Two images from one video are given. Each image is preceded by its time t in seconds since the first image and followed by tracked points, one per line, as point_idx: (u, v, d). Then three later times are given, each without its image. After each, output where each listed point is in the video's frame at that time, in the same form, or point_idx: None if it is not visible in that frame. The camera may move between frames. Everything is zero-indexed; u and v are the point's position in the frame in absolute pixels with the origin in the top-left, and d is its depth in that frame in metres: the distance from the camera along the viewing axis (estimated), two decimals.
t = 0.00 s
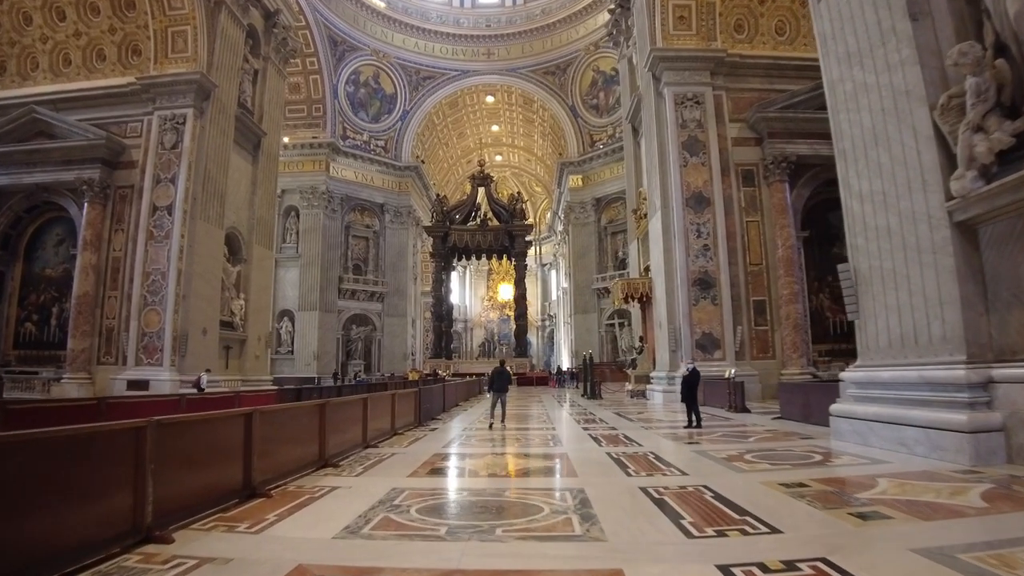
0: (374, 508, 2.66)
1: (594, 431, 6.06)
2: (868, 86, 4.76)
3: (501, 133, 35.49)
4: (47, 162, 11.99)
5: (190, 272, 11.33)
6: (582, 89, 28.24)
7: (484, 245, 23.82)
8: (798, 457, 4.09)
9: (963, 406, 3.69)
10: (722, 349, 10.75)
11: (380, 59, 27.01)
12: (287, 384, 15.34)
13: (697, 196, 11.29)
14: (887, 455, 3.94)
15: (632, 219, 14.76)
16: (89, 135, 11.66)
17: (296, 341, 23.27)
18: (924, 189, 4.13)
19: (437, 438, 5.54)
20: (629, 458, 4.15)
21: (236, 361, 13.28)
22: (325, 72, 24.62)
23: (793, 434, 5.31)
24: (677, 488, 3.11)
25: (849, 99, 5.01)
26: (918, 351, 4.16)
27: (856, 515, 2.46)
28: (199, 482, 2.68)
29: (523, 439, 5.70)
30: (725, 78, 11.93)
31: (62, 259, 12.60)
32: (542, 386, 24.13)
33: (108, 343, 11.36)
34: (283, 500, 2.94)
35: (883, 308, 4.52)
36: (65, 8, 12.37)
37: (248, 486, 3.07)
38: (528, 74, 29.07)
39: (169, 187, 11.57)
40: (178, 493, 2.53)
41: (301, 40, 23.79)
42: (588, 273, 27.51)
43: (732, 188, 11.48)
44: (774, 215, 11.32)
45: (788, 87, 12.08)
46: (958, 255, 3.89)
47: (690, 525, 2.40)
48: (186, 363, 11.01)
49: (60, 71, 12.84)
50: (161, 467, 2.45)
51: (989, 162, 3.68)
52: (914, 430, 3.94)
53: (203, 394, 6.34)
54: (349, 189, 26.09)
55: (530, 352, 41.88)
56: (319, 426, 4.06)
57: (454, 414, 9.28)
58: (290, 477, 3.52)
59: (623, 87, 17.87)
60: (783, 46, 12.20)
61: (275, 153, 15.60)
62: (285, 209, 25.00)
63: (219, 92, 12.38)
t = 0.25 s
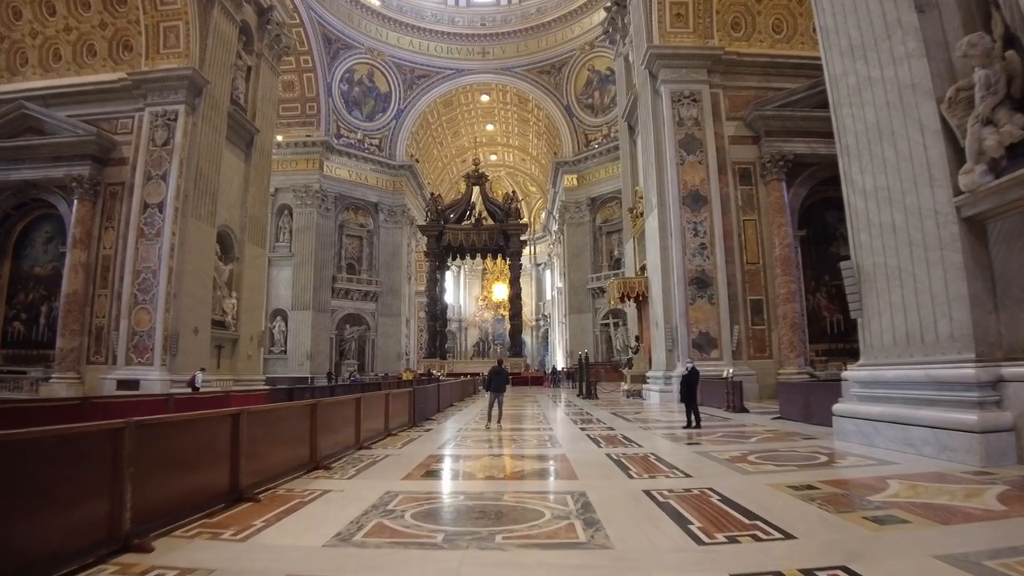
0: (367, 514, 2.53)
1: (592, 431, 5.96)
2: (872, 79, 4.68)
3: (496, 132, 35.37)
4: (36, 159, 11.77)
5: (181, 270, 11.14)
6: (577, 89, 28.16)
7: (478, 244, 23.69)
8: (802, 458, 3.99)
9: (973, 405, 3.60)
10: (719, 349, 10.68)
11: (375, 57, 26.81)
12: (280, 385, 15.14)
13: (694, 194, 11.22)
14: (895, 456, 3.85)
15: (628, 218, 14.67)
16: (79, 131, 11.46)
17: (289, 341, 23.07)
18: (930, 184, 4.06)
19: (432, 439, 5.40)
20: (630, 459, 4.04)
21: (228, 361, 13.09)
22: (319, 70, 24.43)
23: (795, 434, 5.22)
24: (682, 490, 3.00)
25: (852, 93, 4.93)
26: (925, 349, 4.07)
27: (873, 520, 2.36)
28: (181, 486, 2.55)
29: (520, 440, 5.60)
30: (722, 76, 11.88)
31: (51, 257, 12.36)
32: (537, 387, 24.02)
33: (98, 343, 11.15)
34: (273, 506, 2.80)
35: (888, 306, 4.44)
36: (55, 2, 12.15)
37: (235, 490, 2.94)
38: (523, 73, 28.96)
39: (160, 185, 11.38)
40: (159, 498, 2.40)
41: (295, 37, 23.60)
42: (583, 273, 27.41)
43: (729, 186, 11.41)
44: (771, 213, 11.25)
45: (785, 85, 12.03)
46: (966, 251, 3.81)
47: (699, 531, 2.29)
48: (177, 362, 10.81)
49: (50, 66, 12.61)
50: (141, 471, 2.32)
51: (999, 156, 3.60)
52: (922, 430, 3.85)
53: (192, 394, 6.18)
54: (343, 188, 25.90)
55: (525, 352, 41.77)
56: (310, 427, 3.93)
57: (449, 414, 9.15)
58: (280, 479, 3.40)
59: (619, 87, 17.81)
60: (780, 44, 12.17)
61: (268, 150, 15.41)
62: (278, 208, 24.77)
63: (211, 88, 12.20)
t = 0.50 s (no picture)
0: (359, 524, 2.40)
1: (590, 434, 5.84)
2: (876, 76, 4.60)
3: (490, 132, 35.25)
4: (23, 156, 11.52)
5: (171, 270, 10.93)
6: (571, 89, 28.09)
7: (472, 244, 23.55)
8: (808, 462, 3.89)
9: (983, 407, 3.52)
10: (715, 350, 10.59)
11: (368, 56, 26.62)
12: (271, 386, 14.93)
13: (690, 194, 11.14)
14: (902, 460, 3.76)
15: (623, 218, 14.59)
16: (67, 128, 11.22)
17: (281, 342, 22.84)
18: (937, 181, 3.98)
19: (426, 442, 5.27)
20: (630, 464, 3.92)
21: (219, 362, 12.88)
22: (312, 69, 24.21)
23: (797, 436, 5.13)
24: (688, 498, 2.89)
25: (855, 90, 4.85)
26: (931, 350, 4.00)
27: (891, 530, 2.25)
28: (163, 495, 2.41)
29: (516, 443, 5.47)
30: (718, 76, 11.84)
31: (38, 256, 12.10)
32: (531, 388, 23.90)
33: (86, 344, 10.92)
34: (261, 515, 2.67)
35: (893, 306, 4.36)
36: None
37: (219, 499, 2.80)
38: (517, 73, 28.86)
39: (150, 183, 11.17)
40: (138, 509, 2.26)
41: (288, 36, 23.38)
42: (577, 273, 27.33)
43: (726, 186, 11.35)
44: (768, 214, 11.21)
45: (780, 85, 12.02)
46: (974, 250, 3.73)
47: (709, 542, 2.18)
48: (167, 364, 10.61)
49: (38, 62, 12.37)
50: (119, 480, 2.18)
51: (1009, 153, 3.52)
52: (929, 433, 3.77)
53: (179, 397, 6.01)
54: (336, 188, 25.67)
55: (518, 352, 41.65)
56: (300, 431, 3.79)
57: (443, 416, 9.01)
58: (268, 487, 3.26)
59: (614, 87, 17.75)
60: (776, 44, 12.14)
61: (260, 149, 15.21)
62: (270, 208, 24.52)
63: (202, 85, 12.00)
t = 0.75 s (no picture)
0: (354, 531, 2.27)
1: (588, 434, 5.72)
2: (882, 70, 4.52)
3: (484, 132, 35.12)
4: (11, 152, 11.29)
5: (162, 268, 10.73)
6: (566, 88, 28.01)
7: (467, 244, 23.40)
8: (816, 463, 3.78)
9: (995, 406, 3.44)
10: (713, 349, 10.51)
11: (362, 55, 26.42)
12: (263, 386, 14.74)
13: (687, 193, 11.05)
14: (912, 461, 3.67)
15: (619, 217, 14.51)
16: (55, 124, 11.00)
17: (273, 342, 22.61)
18: (946, 176, 3.91)
19: (421, 443, 5.15)
20: (633, 465, 3.80)
21: (211, 362, 12.70)
22: (305, 67, 23.99)
23: (800, 437, 5.05)
24: (697, 500, 2.78)
25: (860, 84, 4.78)
26: (939, 348, 3.92)
27: (913, 535, 2.15)
28: (144, 499, 2.27)
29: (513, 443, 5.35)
30: (715, 74, 11.79)
31: (27, 254, 11.86)
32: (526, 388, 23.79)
33: (75, 343, 10.70)
34: (250, 521, 2.53)
35: (901, 303, 4.28)
36: None
37: (206, 502, 2.66)
38: (512, 72, 28.75)
39: (140, 180, 10.97)
40: (117, 515, 2.13)
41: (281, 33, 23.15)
42: (572, 273, 27.24)
43: (723, 185, 11.28)
44: (765, 213, 11.18)
45: (777, 84, 12.00)
46: (985, 245, 3.65)
47: (725, 548, 2.06)
48: (158, 363, 10.41)
49: (27, 57, 12.13)
50: (96, 485, 2.05)
51: (1021, 146, 3.45)
52: (938, 432, 3.69)
53: (168, 397, 5.84)
54: (329, 186, 25.45)
55: (513, 352, 41.57)
56: (291, 431, 3.64)
57: (438, 416, 8.86)
58: (258, 489, 3.11)
59: (610, 86, 17.68)
60: (773, 42, 12.10)
61: (253, 147, 15.01)
62: (263, 207, 24.27)
63: (194, 82, 11.80)
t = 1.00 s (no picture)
0: (348, 542, 2.15)
1: (587, 436, 5.61)
2: (890, 66, 4.45)
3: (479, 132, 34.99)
4: None
5: (153, 266, 10.53)
6: (562, 88, 27.93)
7: (461, 244, 23.26)
8: (825, 467, 3.69)
9: (1009, 409, 3.35)
10: (710, 350, 10.43)
11: (357, 53, 26.23)
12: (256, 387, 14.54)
13: (685, 193, 10.98)
14: (922, 465, 3.58)
15: (616, 217, 14.42)
16: (45, 120, 10.79)
17: (266, 342, 22.39)
18: (957, 174, 3.82)
19: (418, 446, 5.01)
20: (636, 470, 3.67)
21: (202, 362, 12.50)
22: (299, 65, 23.79)
23: (804, 439, 4.96)
24: (707, 508, 2.66)
25: (867, 81, 4.70)
26: (950, 350, 3.84)
27: (939, 547, 2.05)
28: (122, 511, 2.13)
29: (512, 446, 5.23)
30: (713, 73, 11.73)
31: (15, 253, 11.60)
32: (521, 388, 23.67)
33: (64, 342, 10.47)
34: (239, 532, 2.39)
35: (910, 303, 4.20)
36: None
37: (192, 511, 2.52)
38: (508, 72, 28.63)
39: (131, 177, 10.77)
40: (92, 528, 1.98)
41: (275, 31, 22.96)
42: (567, 274, 27.14)
43: (721, 185, 11.22)
44: (763, 213, 11.14)
45: (775, 83, 11.97)
46: (999, 244, 3.57)
47: (742, 561, 1.96)
48: (148, 363, 10.21)
49: (16, 51, 11.89)
50: (70, 496, 1.90)
51: None
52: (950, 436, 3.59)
53: (155, 399, 5.68)
54: (323, 186, 25.24)
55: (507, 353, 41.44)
56: (283, 435, 3.50)
57: (433, 418, 8.72)
58: (248, 496, 2.97)
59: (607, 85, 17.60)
60: (771, 42, 12.10)
61: (246, 144, 14.82)
62: (256, 205, 24.03)
63: (186, 78, 11.60)
